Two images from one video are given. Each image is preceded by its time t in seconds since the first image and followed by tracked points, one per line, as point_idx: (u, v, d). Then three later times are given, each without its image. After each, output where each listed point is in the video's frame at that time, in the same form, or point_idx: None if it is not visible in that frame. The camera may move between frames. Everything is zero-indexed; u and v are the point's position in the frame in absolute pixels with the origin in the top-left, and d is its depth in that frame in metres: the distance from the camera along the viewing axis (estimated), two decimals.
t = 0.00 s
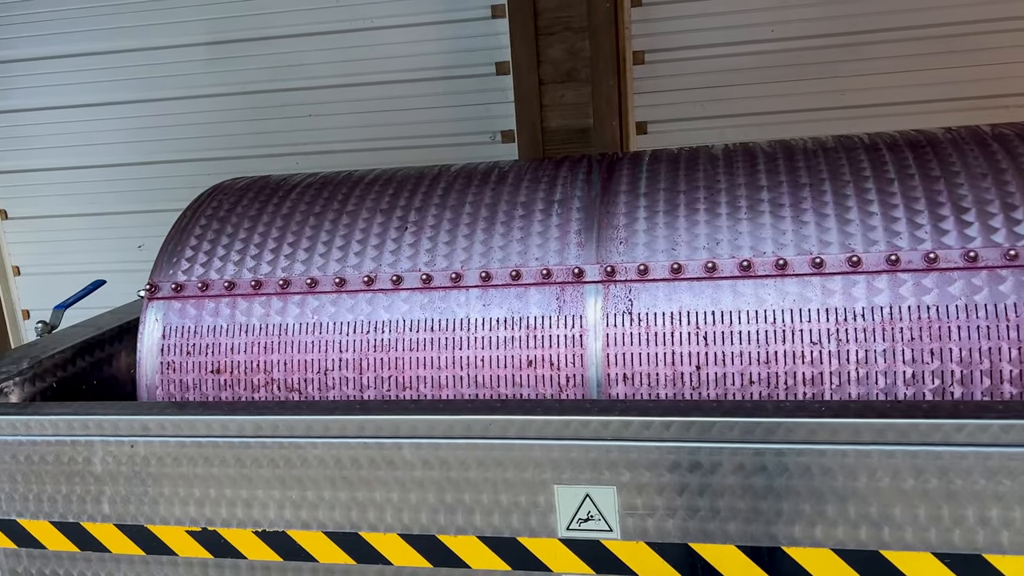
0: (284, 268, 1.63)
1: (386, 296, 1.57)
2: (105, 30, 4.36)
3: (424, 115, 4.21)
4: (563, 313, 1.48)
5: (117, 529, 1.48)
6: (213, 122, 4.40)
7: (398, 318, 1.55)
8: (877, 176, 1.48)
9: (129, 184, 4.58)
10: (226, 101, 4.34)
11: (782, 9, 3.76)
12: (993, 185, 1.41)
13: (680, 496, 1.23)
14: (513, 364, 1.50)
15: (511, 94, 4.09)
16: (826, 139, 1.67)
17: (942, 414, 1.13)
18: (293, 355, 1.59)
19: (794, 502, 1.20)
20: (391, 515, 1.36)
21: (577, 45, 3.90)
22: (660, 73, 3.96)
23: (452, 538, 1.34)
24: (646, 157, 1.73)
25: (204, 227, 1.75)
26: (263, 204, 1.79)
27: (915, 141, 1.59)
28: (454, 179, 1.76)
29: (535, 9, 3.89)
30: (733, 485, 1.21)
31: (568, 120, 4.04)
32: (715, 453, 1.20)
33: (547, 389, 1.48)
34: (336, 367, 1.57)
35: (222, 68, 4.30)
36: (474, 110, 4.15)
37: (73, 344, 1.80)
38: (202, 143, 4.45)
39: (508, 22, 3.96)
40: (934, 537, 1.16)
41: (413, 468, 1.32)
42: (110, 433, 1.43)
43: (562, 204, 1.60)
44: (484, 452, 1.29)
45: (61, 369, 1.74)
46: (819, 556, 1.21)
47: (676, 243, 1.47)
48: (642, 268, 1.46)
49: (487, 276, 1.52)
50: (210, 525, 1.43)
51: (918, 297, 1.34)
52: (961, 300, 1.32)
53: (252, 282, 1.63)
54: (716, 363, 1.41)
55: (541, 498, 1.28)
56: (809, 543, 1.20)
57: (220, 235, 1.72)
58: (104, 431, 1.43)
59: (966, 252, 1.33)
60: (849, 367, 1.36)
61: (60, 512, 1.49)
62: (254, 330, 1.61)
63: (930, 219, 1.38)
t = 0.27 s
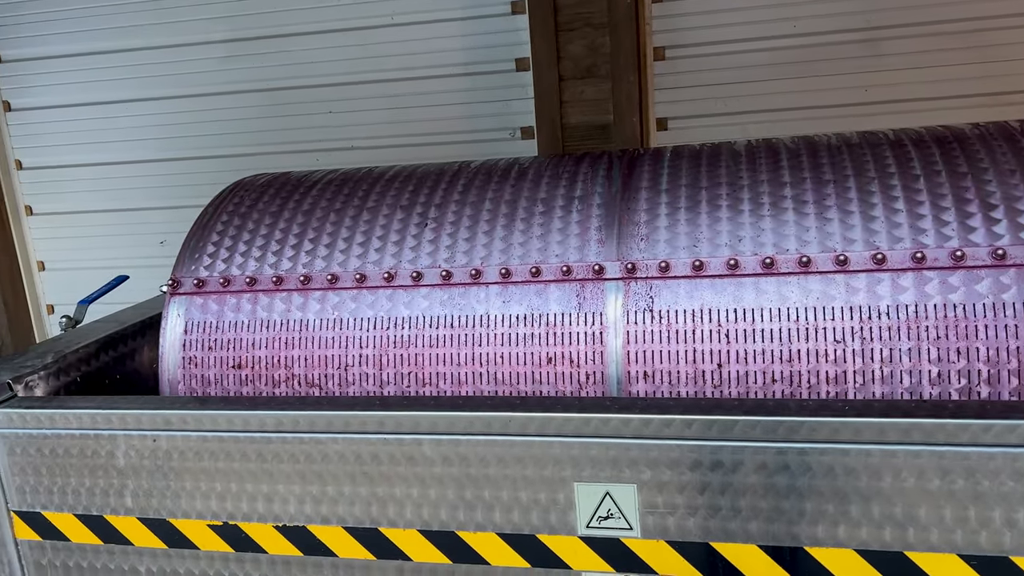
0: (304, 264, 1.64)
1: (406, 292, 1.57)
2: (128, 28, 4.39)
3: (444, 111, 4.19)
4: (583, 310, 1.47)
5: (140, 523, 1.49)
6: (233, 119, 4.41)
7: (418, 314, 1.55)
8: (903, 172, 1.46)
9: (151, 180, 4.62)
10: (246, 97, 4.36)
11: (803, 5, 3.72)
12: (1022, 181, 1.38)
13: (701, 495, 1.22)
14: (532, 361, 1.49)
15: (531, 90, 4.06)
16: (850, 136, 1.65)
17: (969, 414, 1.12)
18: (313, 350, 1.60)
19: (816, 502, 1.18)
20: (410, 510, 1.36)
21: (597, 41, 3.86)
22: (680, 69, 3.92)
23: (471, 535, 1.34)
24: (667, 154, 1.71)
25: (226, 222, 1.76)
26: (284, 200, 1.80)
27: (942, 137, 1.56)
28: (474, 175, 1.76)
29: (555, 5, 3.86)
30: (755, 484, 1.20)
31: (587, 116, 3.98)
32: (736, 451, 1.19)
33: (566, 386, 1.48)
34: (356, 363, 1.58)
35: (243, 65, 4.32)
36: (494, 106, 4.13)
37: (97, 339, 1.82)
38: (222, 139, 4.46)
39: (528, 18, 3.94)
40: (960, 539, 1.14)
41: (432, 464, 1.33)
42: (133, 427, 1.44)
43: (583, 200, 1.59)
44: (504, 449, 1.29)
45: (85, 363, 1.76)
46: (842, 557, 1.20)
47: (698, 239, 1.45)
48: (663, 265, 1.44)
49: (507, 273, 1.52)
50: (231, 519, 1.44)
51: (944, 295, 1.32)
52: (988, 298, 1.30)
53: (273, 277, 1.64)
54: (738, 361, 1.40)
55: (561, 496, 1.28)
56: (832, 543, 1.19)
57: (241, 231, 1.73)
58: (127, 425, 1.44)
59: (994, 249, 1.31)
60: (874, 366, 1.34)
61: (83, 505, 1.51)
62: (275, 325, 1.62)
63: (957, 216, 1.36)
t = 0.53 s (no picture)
0: (322, 262, 1.64)
1: (423, 290, 1.57)
2: (148, 26, 4.42)
3: (461, 108, 4.18)
4: (601, 309, 1.46)
5: (159, 518, 1.50)
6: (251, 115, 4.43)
7: (435, 313, 1.55)
8: (926, 170, 1.44)
9: (171, 176, 4.66)
10: (264, 94, 4.38)
11: None
12: None
13: (719, 495, 1.21)
14: (549, 359, 1.49)
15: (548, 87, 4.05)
16: (872, 133, 1.63)
17: (993, 416, 1.10)
18: (331, 348, 1.60)
19: (836, 504, 1.17)
20: (427, 508, 1.36)
21: (615, 37, 3.84)
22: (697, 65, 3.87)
23: (487, 533, 1.34)
24: (686, 151, 1.70)
25: (244, 220, 1.77)
26: (302, 197, 1.80)
27: (966, 134, 1.54)
28: (491, 173, 1.76)
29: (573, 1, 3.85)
30: (773, 486, 1.19)
31: (605, 112, 3.98)
32: (755, 452, 1.18)
33: (584, 385, 1.47)
34: (373, 361, 1.58)
35: (261, 62, 4.34)
36: (511, 103, 4.12)
37: (117, 335, 1.83)
38: (241, 136, 4.48)
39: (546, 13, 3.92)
40: (983, 543, 1.13)
41: (449, 462, 1.33)
42: (152, 424, 1.45)
43: (601, 197, 1.58)
44: (520, 448, 1.29)
45: (105, 359, 1.78)
46: (863, 560, 1.18)
47: (717, 238, 1.44)
48: (681, 264, 1.43)
49: (524, 271, 1.52)
50: (249, 515, 1.45)
51: (967, 296, 1.30)
52: (1013, 299, 1.28)
53: (291, 275, 1.64)
54: (757, 360, 1.39)
55: (578, 495, 1.27)
56: (852, 546, 1.18)
57: (259, 229, 1.74)
58: (147, 421, 1.45)
59: (1019, 249, 1.29)
60: (895, 366, 1.33)
61: (103, 500, 1.52)
62: (293, 323, 1.63)
63: (981, 215, 1.34)
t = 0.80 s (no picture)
0: (338, 259, 1.65)
1: (438, 288, 1.57)
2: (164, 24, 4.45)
3: (476, 105, 4.19)
4: (617, 307, 1.46)
5: (177, 514, 1.51)
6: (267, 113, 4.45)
7: (450, 311, 1.55)
8: (946, 168, 1.43)
9: (187, 174, 4.68)
10: (279, 92, 4.40)
11: None
12: None
13: (736, 495, 1.21)
14: (565, 358, 1.49)
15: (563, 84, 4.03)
16: (891, 130, 1.62)
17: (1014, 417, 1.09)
18: (347, 345, 1.60)
19: (854, 505, 1.16)
20: (442, 506, 1.36)
21: (630, 34, 3.83)
22: (713, 62, 3.85)
23: (502, 532, 1.34)
24: (702, 149, 1.69)
25: (260, 218, 1.78)
26: (317, 195, 1.81)
27: (986, 131, 1.52)
28: (506, 170, 1.75)
29: None
30: (791, 486, 1.18)
31: (620, 109, 3.97)
32: (772, 452, 1.18)
33: (599, 384, 1.47)
34: (388, 358, 1.58)
35: (276, 60, 4.35)
36: (525, 100, 4.12)
37: (134, 332, 1.84)
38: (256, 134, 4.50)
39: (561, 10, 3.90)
40: (1003, 544, 1.12)
41: (464, 460, 1.33)
42: (170, 420, 1.46)
43: (616, 195, 1.58)
44: (536, 447, 1.29)
45: (123, 356, 1.79)
46: (881, 561, 1.17)
47: (734, 236, 1.43)
48: (698, 263, 1.43)
49: (539, 270, 1.51)
50: (266, 512, 1.46)
51: (988, 295, 1.29)
52: None
53: (308, 273, 1.65)
54: (774, 360, 1.38)
55: (594, 494, 1.27)
56: (870, 547, 1.17)
57: (276, 227, 1.74)
58: (164, 418, 1.46)
59: None
60: (914, 366, 1.32)
61: (122, 495, 1.53)
62: (309, 320, 1.63)
63: (1002, 214, 1.32)
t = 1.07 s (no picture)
0: (352, 256, 1.65)
1: (452, 285, 1.57)
2: (178, 22, 4.47)
3: (489, 102, 4.18)
4: (631, 305, 1.45)
5: (193, 509, 1.52)
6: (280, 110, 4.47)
7: (464, 308, 1.55)
8: (964, 164, 1.42)
9: (201, 171, 4.70)
10: (293, 90, 4.41)
11: None
12: None
13: (751, 494, 1.20)
14: (579, 355, 1.49)
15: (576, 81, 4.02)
16: (908, 127, 1.61)
17: None
18: (362, 342, 1.61)
19: (872, 504, 1.16)
20: (457, 503, 1.36)
21: (644, 30, 3.82)
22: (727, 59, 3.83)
23: (517, 529, 1.34)
24: (717, 146, 1.68)
25: (275, 215, 1.78)
26: (332, 192, 1.81)
27: (1005, 127, 1.51)
28: (521, 168, 1.75)
29: None
30: (807, 484, 1.18)
31: (633, 106, 3.95)
32: (789, 451, 1.17)
33: (613, 381, 1.47)
34: (403, 355, 1.59)
35: (290, 58, 4.36)
36: (538, 97, 4.11)
37: (150, 329, 1.85)
38: (269, 131, 4.52)
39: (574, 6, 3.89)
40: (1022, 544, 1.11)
41: (479, 457, 1.33)
42: (186, 416, 1.47)
43: (631, 192, 1.57)
44: (551, 444, 1.29)
45: (139, 352, 1.80)
46: (898, 560, 1.16)
47: (749, 233, 1.43)
48: (714, 260, 1.42)
49: (554, 267, 1.51)
50: (281, 507, 1.46)
51: (1007, 293, 1.28)
52: None
53: (322, 269, 1.65)
54: (790, 357, 1.37)
55: (608, 492, 1.27)
56: (887, 546, 1.16)
57: (290, 224, 1.75)
58: (180, 414, 1.47)
59: None
60: (932, 364, 1.31)
61: (138, 490, 1.54)
62: (323, 317, 1.64)
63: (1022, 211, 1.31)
